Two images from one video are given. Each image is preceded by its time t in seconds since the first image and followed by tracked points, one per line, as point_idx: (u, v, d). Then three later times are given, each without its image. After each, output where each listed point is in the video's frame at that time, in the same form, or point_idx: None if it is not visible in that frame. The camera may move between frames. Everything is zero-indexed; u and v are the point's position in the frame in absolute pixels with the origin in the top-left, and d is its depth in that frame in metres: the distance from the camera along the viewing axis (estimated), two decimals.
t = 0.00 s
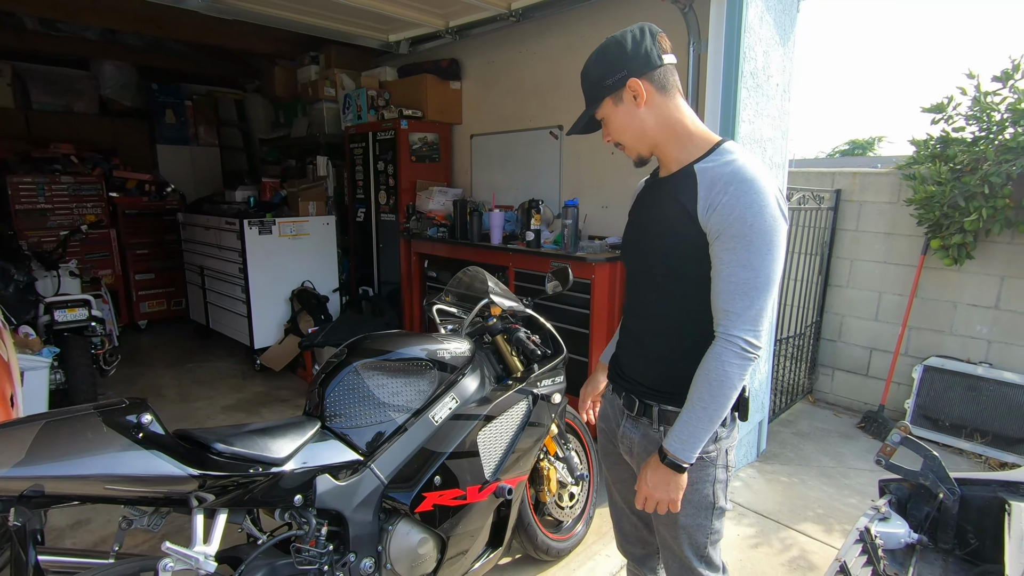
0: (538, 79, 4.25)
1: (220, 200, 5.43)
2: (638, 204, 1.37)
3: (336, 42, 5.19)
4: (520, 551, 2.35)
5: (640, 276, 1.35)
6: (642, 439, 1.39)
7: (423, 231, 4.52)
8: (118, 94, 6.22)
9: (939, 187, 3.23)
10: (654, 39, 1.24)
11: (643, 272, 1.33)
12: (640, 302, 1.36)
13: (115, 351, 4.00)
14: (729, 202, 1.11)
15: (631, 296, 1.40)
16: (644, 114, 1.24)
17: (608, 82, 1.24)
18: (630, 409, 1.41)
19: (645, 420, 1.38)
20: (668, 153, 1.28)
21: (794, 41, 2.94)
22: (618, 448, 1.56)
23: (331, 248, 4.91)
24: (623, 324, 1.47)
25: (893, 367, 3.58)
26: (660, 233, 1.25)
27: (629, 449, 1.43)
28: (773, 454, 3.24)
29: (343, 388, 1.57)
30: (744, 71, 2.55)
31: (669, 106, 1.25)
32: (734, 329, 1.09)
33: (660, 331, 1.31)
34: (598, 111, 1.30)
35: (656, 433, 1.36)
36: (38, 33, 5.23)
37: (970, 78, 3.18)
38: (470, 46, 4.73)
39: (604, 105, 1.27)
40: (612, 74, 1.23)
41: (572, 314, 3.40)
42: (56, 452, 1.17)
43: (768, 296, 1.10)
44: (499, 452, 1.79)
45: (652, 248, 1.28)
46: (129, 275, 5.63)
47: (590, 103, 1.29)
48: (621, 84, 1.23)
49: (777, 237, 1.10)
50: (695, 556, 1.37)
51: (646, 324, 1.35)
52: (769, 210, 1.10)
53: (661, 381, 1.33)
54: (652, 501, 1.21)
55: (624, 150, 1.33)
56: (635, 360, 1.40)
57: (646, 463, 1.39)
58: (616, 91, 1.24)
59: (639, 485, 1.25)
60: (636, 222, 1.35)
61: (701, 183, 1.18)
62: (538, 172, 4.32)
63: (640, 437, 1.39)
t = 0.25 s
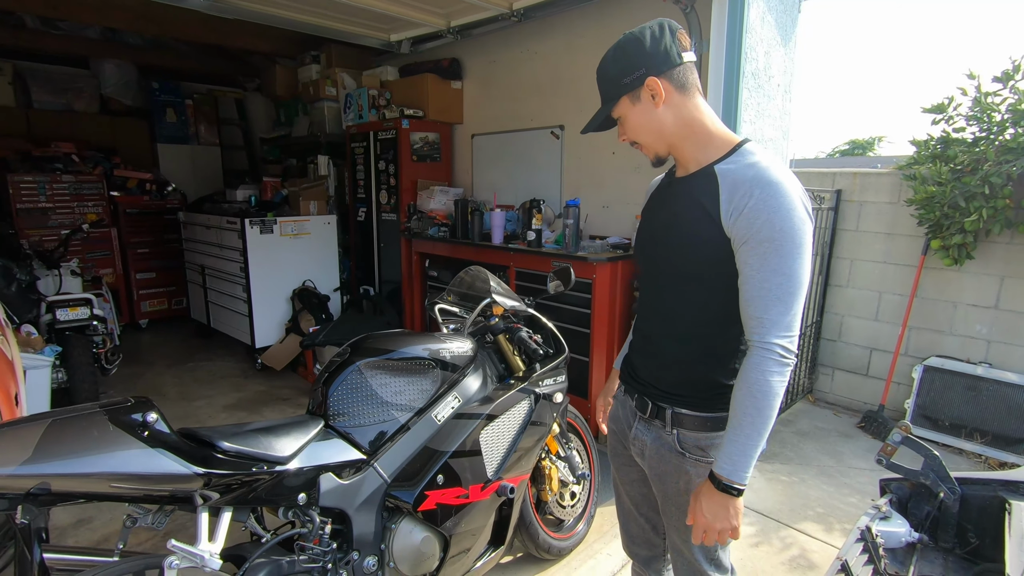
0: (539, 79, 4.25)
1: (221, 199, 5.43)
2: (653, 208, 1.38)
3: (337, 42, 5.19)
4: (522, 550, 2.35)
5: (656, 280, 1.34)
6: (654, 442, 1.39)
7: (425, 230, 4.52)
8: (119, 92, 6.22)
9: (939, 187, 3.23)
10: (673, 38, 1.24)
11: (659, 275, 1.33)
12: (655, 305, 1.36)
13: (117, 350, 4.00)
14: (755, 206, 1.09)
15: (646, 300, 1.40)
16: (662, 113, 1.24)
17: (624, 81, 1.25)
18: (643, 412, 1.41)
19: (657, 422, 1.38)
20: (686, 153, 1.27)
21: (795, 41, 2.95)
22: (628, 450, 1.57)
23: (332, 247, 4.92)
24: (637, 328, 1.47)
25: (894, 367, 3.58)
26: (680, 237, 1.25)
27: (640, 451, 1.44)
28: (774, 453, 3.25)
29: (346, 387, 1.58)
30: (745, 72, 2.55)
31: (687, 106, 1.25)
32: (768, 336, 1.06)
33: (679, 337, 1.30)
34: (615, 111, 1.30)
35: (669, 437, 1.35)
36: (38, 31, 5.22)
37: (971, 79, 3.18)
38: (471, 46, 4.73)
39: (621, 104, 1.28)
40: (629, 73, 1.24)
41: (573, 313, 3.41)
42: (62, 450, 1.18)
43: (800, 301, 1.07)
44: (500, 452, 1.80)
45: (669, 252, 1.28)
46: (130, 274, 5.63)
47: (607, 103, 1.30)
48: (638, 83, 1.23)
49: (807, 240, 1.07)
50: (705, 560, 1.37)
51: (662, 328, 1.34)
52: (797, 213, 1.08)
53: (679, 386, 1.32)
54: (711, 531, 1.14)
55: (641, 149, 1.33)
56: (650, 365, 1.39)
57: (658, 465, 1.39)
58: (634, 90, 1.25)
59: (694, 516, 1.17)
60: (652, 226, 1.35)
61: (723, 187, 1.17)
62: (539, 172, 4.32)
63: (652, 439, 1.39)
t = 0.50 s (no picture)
0: (541, 81, 4.26)
1: (224, 200, 5.45)
2: (664, 213, 1.38)
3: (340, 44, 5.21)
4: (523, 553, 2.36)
5: (666, 286, 1.34)
6: (659, 448, 1.39)
7: (427, 232, 4.54)
8: (123, 94, 6.25)
9: (942, 191, 3.22)
10: (690, 40, 1.23)
11: (668, 280, 1.33)
12: (665, 311, 1.35)
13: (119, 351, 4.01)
14: (772, 213, 1.09)
15: (656, 306, 1.40)
16: (676, 116, 1.24)
17: (640, 81, 1.25)
18: (649, 418, 1.41)
19: (663, 429, 1.38)
20: (699, 157, 1.28)
21: (797, 45, 2.95)
22: (633, 456, 1.57)
23: (334, 249, 4.93)
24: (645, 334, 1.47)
25: (897, 371, 3.57)
26: (691, 243, 1.25)
27: (646, 457, 1.44)
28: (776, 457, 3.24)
29: (347, 390, 1.58)
30: (747, 76, 2.55)
31: (703, 109, 1.25)
32: (784, 346, 1.06)
33: (689, 343, 1.30)
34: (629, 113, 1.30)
35: (675, 444, 1.36)
36: (43, 33, 5.26)
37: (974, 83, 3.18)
38: (474, 48, 4.74)
39: (635, 105, 1.28)
40: (646, 74, 1.23)
41: (575, 316, 3.41)
42: (64, 452, 1.18)
43: (815, 310, 1.07)
44: (501, 455, 1.80)
45: (682, 259, 1.28)
46: (133, 275, 5.65)
47: (621, 104, 1.29)
48: (654, 84, 1.23)
49: (822, 248, 1.07)
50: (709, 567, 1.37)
51: (671, 334, 1.34)
52: (814, 221, 1.08)
53: (689, 393, 1.32)
54: (723, 545, 1.14)
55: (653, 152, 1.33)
56: (658, 372, 1.39)
57: (663, 472, 1.39)
58: (649, 91, 1.24)
59: (704, 528, 1.18)
60: (662, 231, 1.35)
61: (738, 193, 1.17)
62: (541, 175, 4.33)
63: (659, 445, 1.39)
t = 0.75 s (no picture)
0: (543, 86, 4.27)
1: (225, 203, 5.45)
2: (669, 216, 1.38)
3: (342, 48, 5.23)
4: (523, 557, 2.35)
5: (669, 288, 1.34)
6: (661, 453, 1.39)
7: (429, 236, 4.56)
8: (126, 97, 6.27)
9: (943, 197, 3.22)
10: (707, 42, 1.23)
11: (672, 283, 1.33)
12: (668, 314, 1.35)
13: (120, 353, 4.02)
14: (778, 216, 1.10)
15: (658, 308, 1.40)
16: (688, 117, 1.24)
17: (655, 78, 1.23)
18: (649, 423, 1.41)
19: (665, 434, 1.38)
20: (705, 160, 1.28)
21: (798, 51, 2.96)
22: (633, 461, 1.57)
23: (335, 252, 4.93)
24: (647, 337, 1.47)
25: (898, 376, 3.57)
26: (694, 246, 1.25)
27: (647, 462, 1.43)
28: (776, 463, 3.23)
29: (348, 393, 1.58)
30: (749, 81, 2.56)
31: (714, 113, 1.25)
32: (782, 348, 1.06)
33: (692, 347, 1.30)
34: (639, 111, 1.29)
35: (677, 449, 1.35)
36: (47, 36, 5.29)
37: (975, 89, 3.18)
38: (476, 53, 4.75)
39: (647, 102, 1.26)
40: (662, 71, 1.22)
41: (575, 320, 3.41)
42: (64, 454, 1.18)
43: (816, 315, 1.07)
44: (501, 459, 1.79)
45: (685, 261, 1.27)
46: (134, 277, 5.66)
47: (633, 100, 1.27)
48: (669, 83, 1.22)
49: (827, 254, 1.07)
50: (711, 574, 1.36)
51: (674, 337, 1.34)
52: (820, 226, 1.08)
53: (691, 397, 1.32)
54: (697, 536, 1.13)
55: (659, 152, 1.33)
56: (660, 374, 1.39)
57: (665, 478, 1.39)
58: (663, 89, 1.23)
59: (679, 516, 1.18)
60: (667, 234, 1.35)
61: (745, 196, 1.17)
62: (542, 179, 4.33)
63: (660, 451, 1.39)
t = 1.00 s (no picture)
0: (545, 90, 4.28)
1: (227, 206, 5.46)
2: (665, 219, 1.37)
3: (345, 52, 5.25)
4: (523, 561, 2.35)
5: (666, 291, 1.34)
6: (660, 457, 1.39)
7: (429, 239, 4.56)
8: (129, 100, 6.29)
9: (944, 202, 3.22)
10: (716, 46, 1.24)
11: (669, 286, 1.33)
12: (666, 317, 1.35)
13: (121, 355, 4.02)
14: (778, 219, 1.10)
15: (656, 312, 1.39)
16: (693, 118, 1.24)
17: (664, 77, 1.23)
18: (648, 426, 1.41)
19: (664, 437, 1.38)
20: (705, 164, 1.28)
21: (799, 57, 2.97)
22: (632, 465, 1.56)
23: (336, 255, 4.94)
24: (644, 341, 1.46)
25: (899, 382, 3.56)
26: (693, 248, 1.25)
27: (646, 466, 1.43)
28: (778, 468, 3.23)
29: (349, 396, 1.58)
30: (750, 86, 2.57)
31: (718, 116, 1.26)
32: (779, 349, 1.06)
33: (690, 349, 1.30)
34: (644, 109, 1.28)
35: (676, 452, 1.35)
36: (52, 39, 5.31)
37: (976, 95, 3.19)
38: (478, 57, 4.77)
39: (654, 100, 1.26)
40: (672, 70, 1.22)
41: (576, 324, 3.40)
42: (65, 456, 1.18)
43: (813, 318, 1.07)
44: (502, 463, 1.79)
45: (684, 264, 1.27)
46: (136, 279, 5.66)
47: (640, 96, 1.27)
48: (677, 82, 1.22)
49: (825, 257, 1.08)
50: None
51: (672, 341, 1.34)
52: (818, 230, 1.08)
53: (689, 399, 1.32)
54: (694, 534, 1.13)
55: (659, 152, 1.33)
56: (658, 377, 1.39)
57: (664, 481, 1.39)
58: (671, 88, 1.23)
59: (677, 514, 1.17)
60: (664, 236, 1.35)
61: (745, 199, 1.17)
62: (543, 184, 4.34)
63: (658, 454, 1.39)
